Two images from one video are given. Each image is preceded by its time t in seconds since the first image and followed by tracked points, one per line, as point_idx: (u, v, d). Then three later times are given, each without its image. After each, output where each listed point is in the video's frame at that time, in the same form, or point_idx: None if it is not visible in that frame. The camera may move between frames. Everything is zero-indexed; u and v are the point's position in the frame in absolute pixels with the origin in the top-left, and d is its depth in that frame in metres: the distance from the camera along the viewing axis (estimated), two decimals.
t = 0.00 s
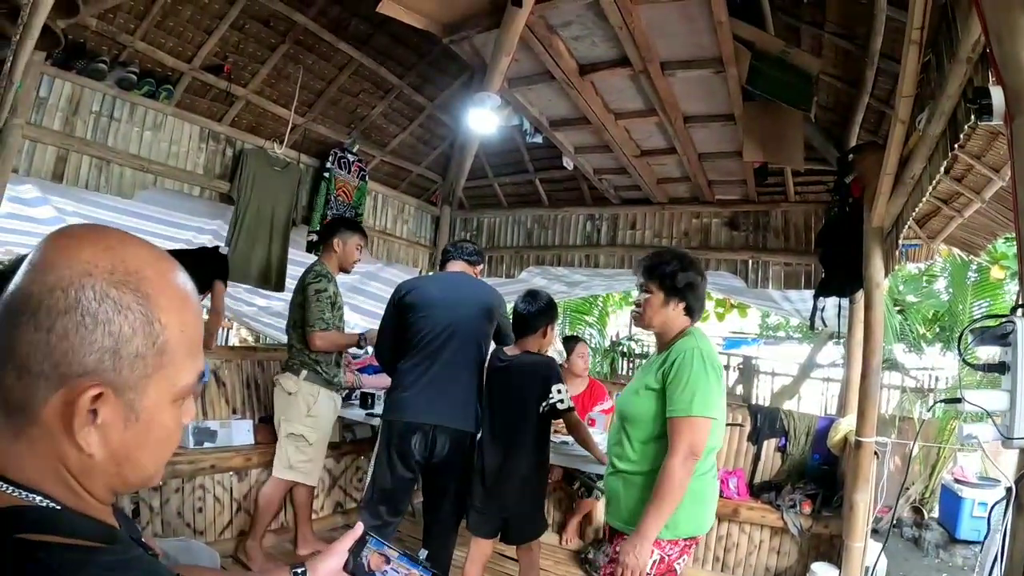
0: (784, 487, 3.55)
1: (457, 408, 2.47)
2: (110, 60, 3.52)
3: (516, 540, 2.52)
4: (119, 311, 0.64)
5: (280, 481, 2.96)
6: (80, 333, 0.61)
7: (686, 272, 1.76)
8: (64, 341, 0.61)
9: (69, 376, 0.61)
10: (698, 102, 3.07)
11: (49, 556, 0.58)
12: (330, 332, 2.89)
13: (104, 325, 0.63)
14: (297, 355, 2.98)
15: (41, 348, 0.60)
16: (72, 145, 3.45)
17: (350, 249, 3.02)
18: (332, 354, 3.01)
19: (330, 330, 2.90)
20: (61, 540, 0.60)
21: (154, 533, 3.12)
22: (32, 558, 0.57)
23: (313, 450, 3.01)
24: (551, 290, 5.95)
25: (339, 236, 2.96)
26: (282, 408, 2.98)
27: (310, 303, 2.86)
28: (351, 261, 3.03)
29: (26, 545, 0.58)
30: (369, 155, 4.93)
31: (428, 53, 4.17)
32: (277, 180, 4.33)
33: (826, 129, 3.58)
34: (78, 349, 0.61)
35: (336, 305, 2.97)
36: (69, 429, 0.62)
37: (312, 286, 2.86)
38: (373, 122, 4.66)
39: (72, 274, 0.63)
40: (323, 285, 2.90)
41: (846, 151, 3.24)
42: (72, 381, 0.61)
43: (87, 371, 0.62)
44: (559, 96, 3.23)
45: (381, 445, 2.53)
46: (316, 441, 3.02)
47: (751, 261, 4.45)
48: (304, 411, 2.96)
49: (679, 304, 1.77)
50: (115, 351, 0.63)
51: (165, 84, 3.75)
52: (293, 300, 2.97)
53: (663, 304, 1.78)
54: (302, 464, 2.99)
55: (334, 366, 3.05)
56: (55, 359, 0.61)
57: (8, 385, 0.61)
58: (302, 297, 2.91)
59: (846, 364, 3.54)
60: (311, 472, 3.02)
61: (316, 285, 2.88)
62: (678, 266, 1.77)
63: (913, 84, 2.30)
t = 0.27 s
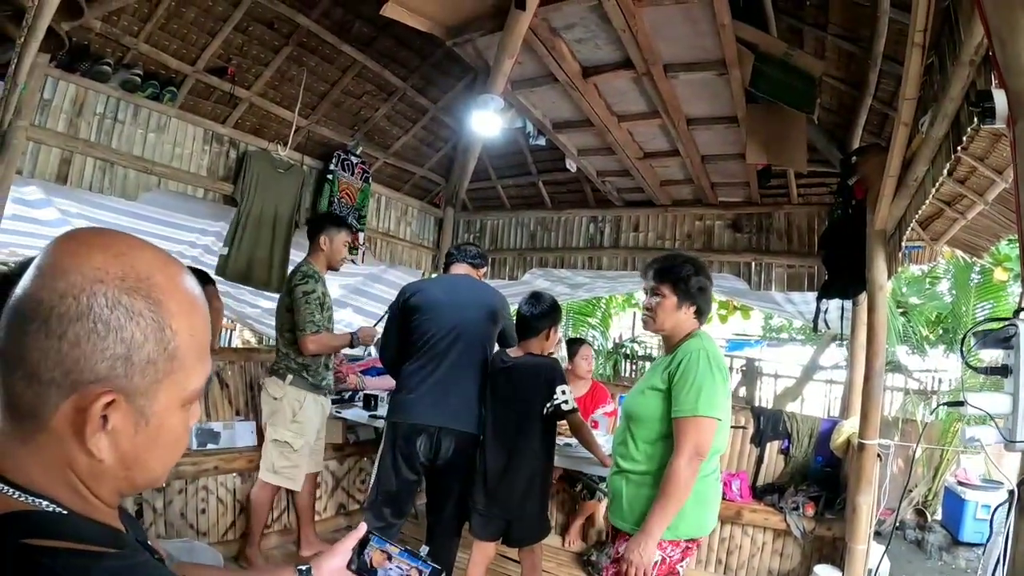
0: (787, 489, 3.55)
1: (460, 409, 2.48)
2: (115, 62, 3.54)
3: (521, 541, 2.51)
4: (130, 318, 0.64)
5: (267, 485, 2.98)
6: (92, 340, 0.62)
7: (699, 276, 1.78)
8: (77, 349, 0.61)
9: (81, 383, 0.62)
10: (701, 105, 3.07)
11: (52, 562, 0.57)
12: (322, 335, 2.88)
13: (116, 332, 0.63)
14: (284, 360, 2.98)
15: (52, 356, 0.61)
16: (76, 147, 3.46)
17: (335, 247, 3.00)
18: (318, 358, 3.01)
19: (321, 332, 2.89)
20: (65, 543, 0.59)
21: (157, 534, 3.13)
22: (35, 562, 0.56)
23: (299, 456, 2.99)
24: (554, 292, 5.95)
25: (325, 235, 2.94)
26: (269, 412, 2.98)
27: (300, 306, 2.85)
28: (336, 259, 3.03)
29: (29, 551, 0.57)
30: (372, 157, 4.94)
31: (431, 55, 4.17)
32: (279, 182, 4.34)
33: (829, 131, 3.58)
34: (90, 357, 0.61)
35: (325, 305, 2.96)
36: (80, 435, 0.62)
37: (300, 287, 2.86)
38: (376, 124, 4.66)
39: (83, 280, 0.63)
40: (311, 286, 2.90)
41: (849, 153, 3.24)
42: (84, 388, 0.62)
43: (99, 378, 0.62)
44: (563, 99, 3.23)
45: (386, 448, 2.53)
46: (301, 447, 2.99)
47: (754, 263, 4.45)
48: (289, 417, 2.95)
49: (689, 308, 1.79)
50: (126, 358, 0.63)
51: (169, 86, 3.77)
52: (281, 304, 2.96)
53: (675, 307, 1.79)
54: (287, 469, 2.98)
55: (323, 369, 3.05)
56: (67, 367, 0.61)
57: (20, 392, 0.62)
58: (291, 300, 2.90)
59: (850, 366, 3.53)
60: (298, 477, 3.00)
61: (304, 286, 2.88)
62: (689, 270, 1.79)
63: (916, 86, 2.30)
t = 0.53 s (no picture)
0: (790, 491, 3.54)
1: (463, 411, 2.48)
2: (118, 64, 3.55)
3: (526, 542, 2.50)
4: (134, 314, 0.64)
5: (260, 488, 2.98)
6: (97, 338, 0.62)
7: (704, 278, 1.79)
8: (83, 349, 0.61)
9: (86, 382, 0.61)
10: (704, 106, 3.07)
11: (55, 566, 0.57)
12: (310, 337, 2.86)
13: (120, 329, 0.63)
14: (274, 362, 2.97)
15: (56, 358, 0.60)
16: (79, 148, 3.47)
17: (328, 248, 3.01)
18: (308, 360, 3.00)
19: (309, 334, 2.86)
20: (65, 549, 0.59)
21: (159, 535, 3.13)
22: (41, 564, 0.56)
23: (290, 458, 2.98)
24: (556, 293, 5.95)
25: (318, 234, 2.95)
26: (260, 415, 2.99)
27: (288, 307, 2.85)
28: (329, 259, 3.03)
29: (33, 556, 0.56)
30: (375, 159, 4.95)
31: (434, 57, 4.17)
32: (282, 184, 4.35)
33: (832, 133, 3.58)
34: (97, 355, 0.61)
35: (316, 307, 2.95)
36: (86, 435, 0.62)
37: (287, 288, 2.86)
38: (379, 125, 4.67)
39: (83, 278, 0.62)
40: (301, 287, 2.90)
41: (852, 155, 3.24)
42: (91, 388, 0.62)
43: (105, 377, 0.62)
44: (565, 100, 3.23)
45: (388, 449, 2.53)
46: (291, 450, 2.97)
47: (757, 265, 4.45)
48: (279, 419, 2.94)
49: (695, 310, 1.79)
50: (132, 355, 0.63)
51: (172, 87, 3.78)
52: (270, 308, 2.97)
53: (682, 309, 1.78)
54: (277, 472, 2.97)
55: (312, 371, 3.03)
56: (73, 367, 0.61)
57: (22, 395, 0.61)
58: (280, 303, 2.90)
59: (853, 368, 3.53)
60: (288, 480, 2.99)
61: (292, 288, 2.88)
62: (692, 269, 1.80)
63: (919, 87, 2.29)
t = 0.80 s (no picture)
0: (793, 493, 3.54)
1: (466, 413, 2.49)
2: (121, 66, 3.56)
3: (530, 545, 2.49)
4: (140, 311, 0.63)
5: (268, 488, 2.97)
6: (105, 339, 0.61)
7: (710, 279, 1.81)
8: (92, 353, 0.60)
9: (99, 384, 0.61)
10: (706, 108, 3.07)
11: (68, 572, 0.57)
12: (315, 338, 2.87)
13: (128, 327, 0.62)
14: (282, 363, 2.98)
15: (66, 361, 0.60)
16: (83, 150, 3.48)
17: (335, 250, 3.00)
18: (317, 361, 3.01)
19: (315, 336, 2.88)
20: (80, 555, 0.59)
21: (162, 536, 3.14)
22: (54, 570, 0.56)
23: (298, 459, 2.97)
24: (559, 295, 5.94)
25: (325, 238, 2.95)
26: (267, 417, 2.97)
27: (294, 309, 2.87)
28: (337, 262, 3.03)
29: (45, 562, 0.56)
30: (377, 161, 4.95)
31: (436, 58, 4.17)
32: (285, 185, 4.37)
33: (835, 134, 3.57)
34: (107, 356, 0.61)
35: (322, 309, 2.96)
36: (101, 435, 0.63)
37: (294, 290, 2.88)
38: (381, 127, 4.67)
39: (84, 280, 0.61)
40: (307, 289, 2.91)
41: (855, 156, 3.24)
42: (104, 389, 0.62)
43: (118, 376, 0.62)
44: (568, 102, 3.23)
45: (390, 451, 2.53)
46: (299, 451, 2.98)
47: (760, 266, 4.45)
48: (288, 420, 2.94)
49: (698, 309, 1.80)
50: (143, 352, 0.63)
51: (175, 89, 3.78)
52: (279, 309, 2.99)
53: (687, 310, 1.78)
54: (286, 474, 2.95)
55: (320, 372, 3.03)
56: (84, 371, 0.60)
57: (33, 404, 0.60)
58: (287, 304, 2.93)
59: (855, 369, 3.52)
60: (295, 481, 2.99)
61: (299, 289, 2.90)
62: (691, 268, 1.82)
63: (921, 89, 2.29)
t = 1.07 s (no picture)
0: (795, 495, 3.54)
1: (467, 414, 2.49)
2: (124, 67, 3.57)
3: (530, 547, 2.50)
4: (149, 311, 0.63)
5: (285, 486, 3.00)
6: (116, 338, 0.61)
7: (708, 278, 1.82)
8: (102, 352, 0.60)
9: (109, 383, 0.61)
10: (709, 109, 3.07)
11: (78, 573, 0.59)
12: (332, 341, 2.88)
13: (138, 326, 0.63)
14: (301, 364, 2.99)
15: (76, 360, 0.60)
16: (86, 151, 3.49)
17: (356, 256, 3.04)
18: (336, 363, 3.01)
19: (332, 339, 2.89)
20: (92, 559, 0.61)
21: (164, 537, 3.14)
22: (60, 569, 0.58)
23: (316, 457, 3.01)
24: (561, 296, 5.94)
25: (347, 243, 2.99)
26: (286, 416, 2.98)
27: (313, 310, 2.87)
28: (357, 268, 3.06)
29: (54, 564, 0.58)
30: (380, 162, 4.96)
31: (439, 60, 4.18)
32: (287, 187, 4.37)
33: (838, 136, 3.57)
34: (116, 355, 0.61)
35: (341, 313, 2.98)
36: (110, 435, 0.62)
37: (315, 292, 2.89)
38: (384, 129, 4.68)
39: (94, 280, 0.61)
40: (328, 293, 2.93)
41: (858, 157, 3.24)
42: (115, 388, 0.61)
43: (128, 375, 0.62)
44: (570, 103, 3.23)
45: (392, 451, 2.53)
46: (317, 450, 3.01)
47: (762, 268, 4.46)
48: (307, 419, 2.96)
49: (702, 313, 1.81)
50: (152, 350, 0.63)
51: (178, 91, 3.78)
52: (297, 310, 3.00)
53: (691, 313, 1.79)
54: (303, 470, 3.00)
55: (338, 374, 3.04)
56: (95, 370, 0.60)
57: (44, 405, 0.60)
58: (306, 305, 2.93)
59: (858, 371, 3.52)
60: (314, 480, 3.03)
61: (320, 292, 2.91)
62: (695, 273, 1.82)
63: (924, 90, 2.29)
